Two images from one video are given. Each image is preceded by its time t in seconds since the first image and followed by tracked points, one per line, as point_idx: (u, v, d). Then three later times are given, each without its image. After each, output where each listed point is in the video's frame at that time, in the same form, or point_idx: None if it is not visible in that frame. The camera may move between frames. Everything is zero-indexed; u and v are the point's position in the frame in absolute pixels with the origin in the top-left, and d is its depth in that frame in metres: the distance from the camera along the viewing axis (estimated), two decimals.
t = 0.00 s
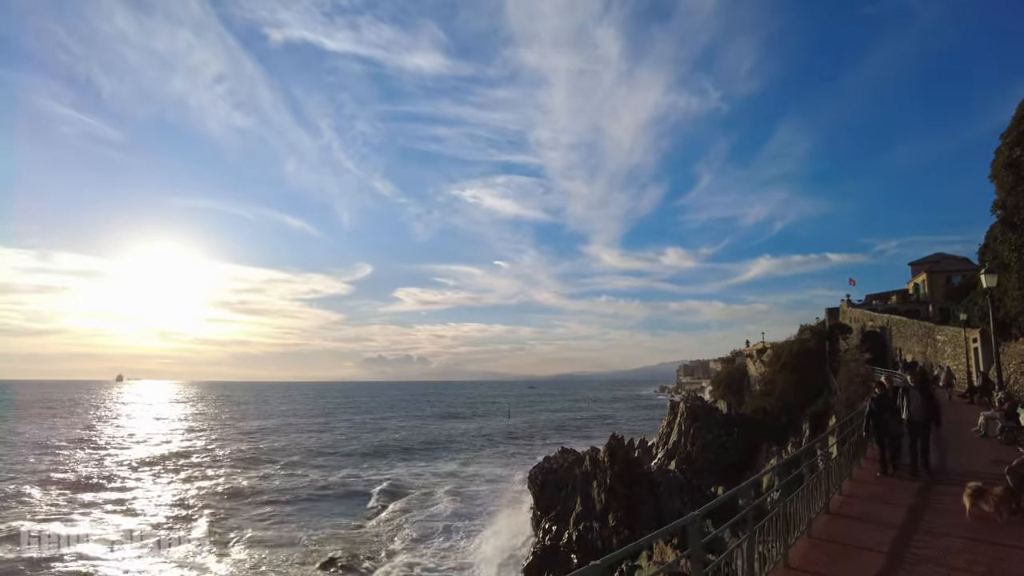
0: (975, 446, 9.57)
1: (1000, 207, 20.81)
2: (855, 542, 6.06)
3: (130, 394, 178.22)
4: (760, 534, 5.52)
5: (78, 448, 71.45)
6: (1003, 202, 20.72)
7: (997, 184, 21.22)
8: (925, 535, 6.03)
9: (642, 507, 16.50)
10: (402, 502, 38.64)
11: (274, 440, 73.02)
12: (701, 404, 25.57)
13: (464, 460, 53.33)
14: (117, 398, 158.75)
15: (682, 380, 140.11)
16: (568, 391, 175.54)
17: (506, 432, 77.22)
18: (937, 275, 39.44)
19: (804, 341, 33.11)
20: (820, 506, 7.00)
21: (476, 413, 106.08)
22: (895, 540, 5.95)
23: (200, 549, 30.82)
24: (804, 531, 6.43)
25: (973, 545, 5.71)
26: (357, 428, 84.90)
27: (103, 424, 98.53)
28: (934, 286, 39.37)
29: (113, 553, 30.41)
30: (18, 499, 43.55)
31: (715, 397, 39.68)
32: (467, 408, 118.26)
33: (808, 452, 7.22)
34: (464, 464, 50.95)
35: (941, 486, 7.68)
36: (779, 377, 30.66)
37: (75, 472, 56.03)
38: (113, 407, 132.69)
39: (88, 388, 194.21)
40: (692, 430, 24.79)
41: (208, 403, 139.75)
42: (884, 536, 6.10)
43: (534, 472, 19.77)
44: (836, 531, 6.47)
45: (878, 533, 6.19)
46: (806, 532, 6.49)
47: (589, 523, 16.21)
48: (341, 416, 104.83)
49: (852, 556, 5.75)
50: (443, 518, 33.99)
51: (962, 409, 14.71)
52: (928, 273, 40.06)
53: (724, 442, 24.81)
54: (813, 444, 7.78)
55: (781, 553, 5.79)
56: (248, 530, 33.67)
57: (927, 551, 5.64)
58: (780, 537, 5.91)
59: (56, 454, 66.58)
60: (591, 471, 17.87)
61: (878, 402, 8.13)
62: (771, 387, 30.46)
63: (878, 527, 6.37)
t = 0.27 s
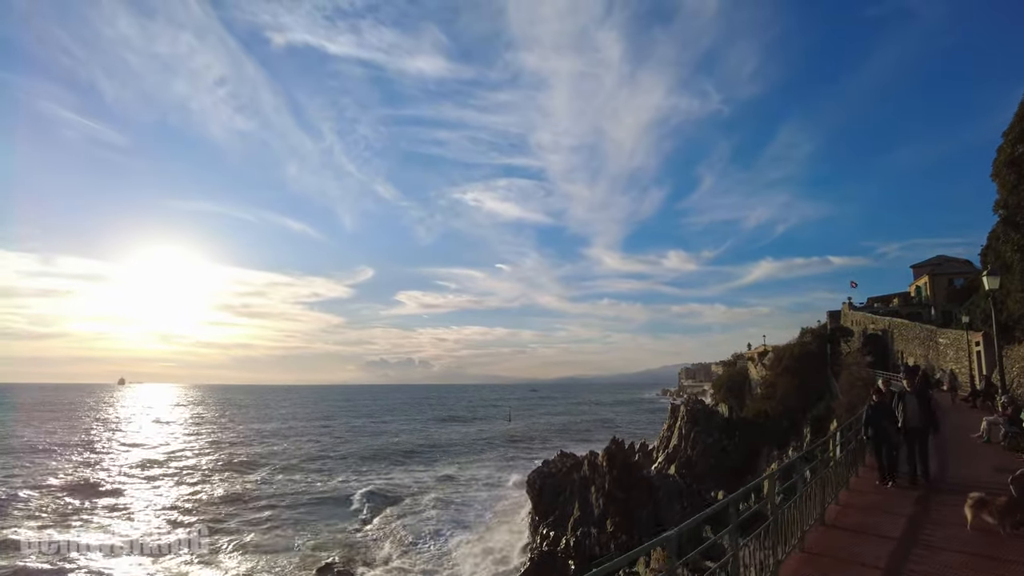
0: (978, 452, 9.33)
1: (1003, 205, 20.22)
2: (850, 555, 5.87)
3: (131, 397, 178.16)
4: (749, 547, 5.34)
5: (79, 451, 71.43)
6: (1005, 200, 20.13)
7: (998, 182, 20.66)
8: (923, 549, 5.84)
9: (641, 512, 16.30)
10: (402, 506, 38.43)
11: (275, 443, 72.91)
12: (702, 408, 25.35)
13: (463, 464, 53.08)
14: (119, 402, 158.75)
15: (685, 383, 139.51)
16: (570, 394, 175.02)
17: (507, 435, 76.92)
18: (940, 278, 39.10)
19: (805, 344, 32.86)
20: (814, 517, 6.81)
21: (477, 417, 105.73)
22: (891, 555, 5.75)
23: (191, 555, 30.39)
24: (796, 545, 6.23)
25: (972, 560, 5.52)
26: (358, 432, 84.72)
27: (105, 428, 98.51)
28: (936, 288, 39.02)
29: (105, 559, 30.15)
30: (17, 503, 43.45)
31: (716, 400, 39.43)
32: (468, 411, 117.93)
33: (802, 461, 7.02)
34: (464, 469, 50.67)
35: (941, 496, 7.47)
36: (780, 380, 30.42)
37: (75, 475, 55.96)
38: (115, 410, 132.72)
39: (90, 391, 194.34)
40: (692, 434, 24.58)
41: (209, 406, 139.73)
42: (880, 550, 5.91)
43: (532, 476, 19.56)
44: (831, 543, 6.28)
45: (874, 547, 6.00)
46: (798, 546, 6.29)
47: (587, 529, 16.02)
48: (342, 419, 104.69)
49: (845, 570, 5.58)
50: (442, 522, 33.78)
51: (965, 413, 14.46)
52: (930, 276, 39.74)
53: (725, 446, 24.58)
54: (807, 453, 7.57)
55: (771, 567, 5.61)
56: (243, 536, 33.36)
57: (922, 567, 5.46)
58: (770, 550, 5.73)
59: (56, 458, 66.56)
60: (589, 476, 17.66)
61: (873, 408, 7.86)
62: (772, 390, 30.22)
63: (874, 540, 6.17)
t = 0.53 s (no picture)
0: (980, 454, 9.14)
1: (1003, 198, 20.35)
2: (845, 562, 5.70)
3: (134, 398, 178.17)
4: (736, 555, 5.21)
5: (82, 453, 71.48)
6: (1006, 193, 20.28)
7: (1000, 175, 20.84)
8: (918, 556, 5.68)
9: (639, 514, 16.12)
10: (402, 507, 38.30)
11: (276, 444, 72.87)
12: (703, 409, 25.18)
13: (464, 465, 52.95)
14: (122, 403, 158.88)
15: (687, 384, 139.17)
16: (572, 396, 174.70)
17: (508, 437, 76.75)
18: (942, 277, 38.88)
19: (806, 344, 32.65)
20: (808, 522, 6.64)
21: (479, 418, 105.56)
22: (886, 562, 5.58)
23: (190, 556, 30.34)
24: (789, 550, 6.06)
25: (970, 568, 5.37)
26: (360, 432, 84.64)
27: (108, 429, 98.61)
28: (938, 288, 38.79)
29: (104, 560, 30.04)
30: (18, 504, 43.42)
31: (716, 401, 39.23)
32: (470, 413, 117.80)
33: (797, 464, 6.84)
34: (465, 470, 50.53)
35: (939, 500, 7.30)
36: (781, 381, 30.23)
37: (77, 476, 55.96)
38: (119, 412, 132.83)
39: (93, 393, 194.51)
40: (693, 435, 24.43)
41: (211, 407, 139.84)
42: (875, 556, 5.75)
43: (530, 478, 19.37)
44: (824, 548, 6.12)
45: (868, 553, 5.84)
46: (791, 551, 6.11)
47: (584, 531, 15.85)
48: (344, 420, 104.59)
49: None
50: (442, 523, 33.65)
51: (967, 414, 14.28)
52: (932, 275, 39.52)
53: (726, 447, 24.39)
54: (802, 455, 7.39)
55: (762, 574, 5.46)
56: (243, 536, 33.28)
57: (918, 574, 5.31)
58: (761, 555, 5.59)
59: (58, 459, 66.59)
60: (588, 477, 17.51)
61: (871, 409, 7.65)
62: (773, 391, 30.05)
63: (869, 546, 6.01)
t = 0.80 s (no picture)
0: (980, 461, 8.97)
1: (1003, 197, 20.27)
2: None
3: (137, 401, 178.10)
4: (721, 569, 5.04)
5: (83, 455, 71.45)
6: (1006, 192, 20.20)
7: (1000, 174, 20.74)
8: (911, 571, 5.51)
9: (638, 519, 15.95)
10: (401, 510, 38.11)
11: (277, 447, 72.77)
12: (703, 412, 24.99)
13: (464, 468, 52.73)
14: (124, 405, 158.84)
15: (689, 387, 138.75)
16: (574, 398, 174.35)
17: (509, 439, 76.56)
18: (944, 279, 38.63)
19: (807, 346, 32.45)
20: (798, 534, 6.44)
21: (480, 420, 105.42)
22: None
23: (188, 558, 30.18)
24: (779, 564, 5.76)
25: None
26: (362, 435, 84.57)
27: (110, 431, 98.61)
28: (940, 290, 38.56)
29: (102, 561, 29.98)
30: (17, 506, 43.32)
31: (717, 404, 39.05)
32: (471, 415, 117.60)
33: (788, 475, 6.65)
34: (465, 472, 50.30)
35: (936, 512, 7.11)
36: (782, 384, 30.02)
37: (78, 478, 55.90)
38: (121, 414, 132.86)
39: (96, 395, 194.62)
40: (693, 438, 24.26)
41: (212, 410, 139.90)
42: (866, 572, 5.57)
43: (527, 482, 19.21)
44: (815, 562, 5.93)
45: (859, 568, 5.66)
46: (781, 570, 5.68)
47: (582, 536, 15.68)
48: (345, 422, 104.47)
49: None
50: (441, 527, 33.44)
51: (969, 419, 14.08)
52: (934, 277, 39.29)
53: (727, 450, 24.19)
54: (795, 464, 7.19)
55: None
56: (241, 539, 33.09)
57: None
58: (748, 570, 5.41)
59: (58, 460, 66.57)
60: (585, 482, 17.34)
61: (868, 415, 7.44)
62: (773, 394, 29.85)
63: (861, 561, 5.82)
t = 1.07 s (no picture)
0: (977, 463, 8.82)
1: (1001, 190, 20.19)
2: None
3: (139, 402, 177.75)
4: None
5: (84, 456, 71.49)
6: (1004, 185, 20.12)
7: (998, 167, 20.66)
8: None
9: (634, 521, 15.79)
10: (400, 511, 37.99)
11: (276, 448, 72.70)
12: (702, 413, 24.87)
13: (464, 469, 52.57)
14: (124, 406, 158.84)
15: (690, 388, 138.47)
16: (574, 399, 174.04)
17: (509, 441, 76.37)
18: (944, 279, 38.48)
19: (807, 347, 32.28)
20: (785, 541, 6.32)
21: (480, 421, 105.27)
22: None
23: (184, 559, 30.05)
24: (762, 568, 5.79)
25: None
26: (362, 436, 84.39)
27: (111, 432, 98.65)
28: (940, 291, 38.37)
29: (98, 561, 29.88)
30: (16, 507, 43.27)
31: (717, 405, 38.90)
32: (471, 416, 117.45)
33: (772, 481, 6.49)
34: (464, 474, 50.16)
35: (930, 517, 6.91)
36: (781, 385, 29.85)
37: (78, 479, 55.89)
38: (123, 415, 132.83)
39: (99, 396, 194.54)
40: (692, 439, 24.11)
41: (213, 411, 139.92)
42: None
43: (524, 485, 19.05)
44: (801, 569, 5.80)
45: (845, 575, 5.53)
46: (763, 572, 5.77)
47: (578, 538, 15.53)
48: (345, 424, 104.31)
49: None
50: (438, 528, 33.35)
51: (969, 420, 13.91)
52: (934, 278, 39.14)
53: (726, 451, 24.01)
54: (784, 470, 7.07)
55: None
56: (239, 539, 33.00)
57: None
58: None
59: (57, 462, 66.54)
60: (582, 483, 17.19)
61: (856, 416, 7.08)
62: (772, 396, 29.69)
63: (849, 568, 5.68)
